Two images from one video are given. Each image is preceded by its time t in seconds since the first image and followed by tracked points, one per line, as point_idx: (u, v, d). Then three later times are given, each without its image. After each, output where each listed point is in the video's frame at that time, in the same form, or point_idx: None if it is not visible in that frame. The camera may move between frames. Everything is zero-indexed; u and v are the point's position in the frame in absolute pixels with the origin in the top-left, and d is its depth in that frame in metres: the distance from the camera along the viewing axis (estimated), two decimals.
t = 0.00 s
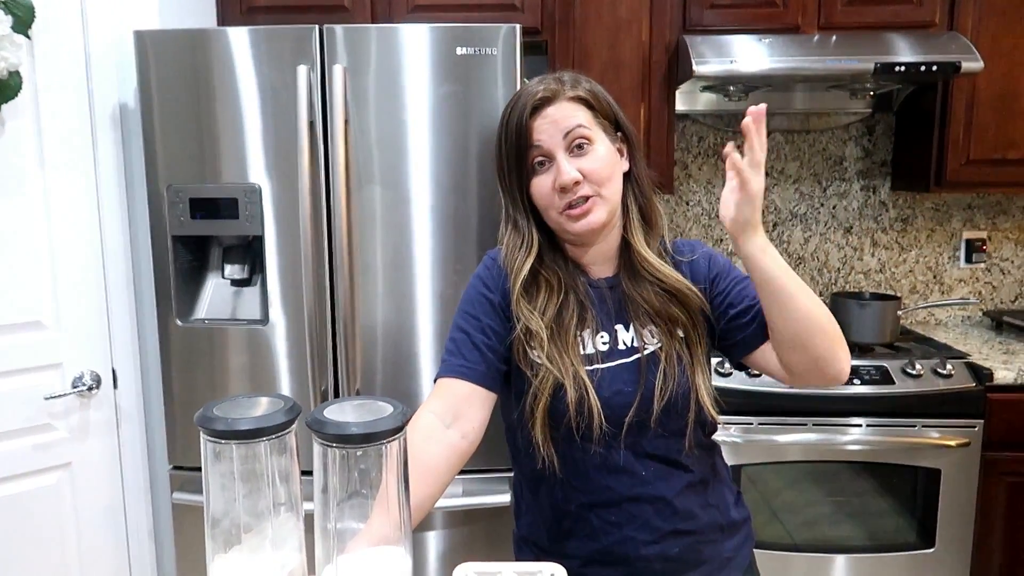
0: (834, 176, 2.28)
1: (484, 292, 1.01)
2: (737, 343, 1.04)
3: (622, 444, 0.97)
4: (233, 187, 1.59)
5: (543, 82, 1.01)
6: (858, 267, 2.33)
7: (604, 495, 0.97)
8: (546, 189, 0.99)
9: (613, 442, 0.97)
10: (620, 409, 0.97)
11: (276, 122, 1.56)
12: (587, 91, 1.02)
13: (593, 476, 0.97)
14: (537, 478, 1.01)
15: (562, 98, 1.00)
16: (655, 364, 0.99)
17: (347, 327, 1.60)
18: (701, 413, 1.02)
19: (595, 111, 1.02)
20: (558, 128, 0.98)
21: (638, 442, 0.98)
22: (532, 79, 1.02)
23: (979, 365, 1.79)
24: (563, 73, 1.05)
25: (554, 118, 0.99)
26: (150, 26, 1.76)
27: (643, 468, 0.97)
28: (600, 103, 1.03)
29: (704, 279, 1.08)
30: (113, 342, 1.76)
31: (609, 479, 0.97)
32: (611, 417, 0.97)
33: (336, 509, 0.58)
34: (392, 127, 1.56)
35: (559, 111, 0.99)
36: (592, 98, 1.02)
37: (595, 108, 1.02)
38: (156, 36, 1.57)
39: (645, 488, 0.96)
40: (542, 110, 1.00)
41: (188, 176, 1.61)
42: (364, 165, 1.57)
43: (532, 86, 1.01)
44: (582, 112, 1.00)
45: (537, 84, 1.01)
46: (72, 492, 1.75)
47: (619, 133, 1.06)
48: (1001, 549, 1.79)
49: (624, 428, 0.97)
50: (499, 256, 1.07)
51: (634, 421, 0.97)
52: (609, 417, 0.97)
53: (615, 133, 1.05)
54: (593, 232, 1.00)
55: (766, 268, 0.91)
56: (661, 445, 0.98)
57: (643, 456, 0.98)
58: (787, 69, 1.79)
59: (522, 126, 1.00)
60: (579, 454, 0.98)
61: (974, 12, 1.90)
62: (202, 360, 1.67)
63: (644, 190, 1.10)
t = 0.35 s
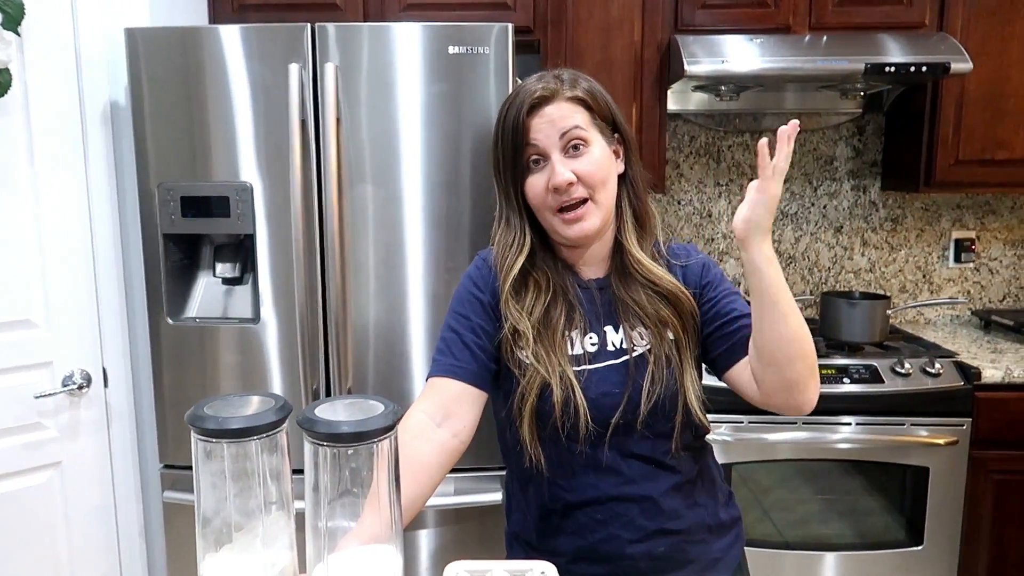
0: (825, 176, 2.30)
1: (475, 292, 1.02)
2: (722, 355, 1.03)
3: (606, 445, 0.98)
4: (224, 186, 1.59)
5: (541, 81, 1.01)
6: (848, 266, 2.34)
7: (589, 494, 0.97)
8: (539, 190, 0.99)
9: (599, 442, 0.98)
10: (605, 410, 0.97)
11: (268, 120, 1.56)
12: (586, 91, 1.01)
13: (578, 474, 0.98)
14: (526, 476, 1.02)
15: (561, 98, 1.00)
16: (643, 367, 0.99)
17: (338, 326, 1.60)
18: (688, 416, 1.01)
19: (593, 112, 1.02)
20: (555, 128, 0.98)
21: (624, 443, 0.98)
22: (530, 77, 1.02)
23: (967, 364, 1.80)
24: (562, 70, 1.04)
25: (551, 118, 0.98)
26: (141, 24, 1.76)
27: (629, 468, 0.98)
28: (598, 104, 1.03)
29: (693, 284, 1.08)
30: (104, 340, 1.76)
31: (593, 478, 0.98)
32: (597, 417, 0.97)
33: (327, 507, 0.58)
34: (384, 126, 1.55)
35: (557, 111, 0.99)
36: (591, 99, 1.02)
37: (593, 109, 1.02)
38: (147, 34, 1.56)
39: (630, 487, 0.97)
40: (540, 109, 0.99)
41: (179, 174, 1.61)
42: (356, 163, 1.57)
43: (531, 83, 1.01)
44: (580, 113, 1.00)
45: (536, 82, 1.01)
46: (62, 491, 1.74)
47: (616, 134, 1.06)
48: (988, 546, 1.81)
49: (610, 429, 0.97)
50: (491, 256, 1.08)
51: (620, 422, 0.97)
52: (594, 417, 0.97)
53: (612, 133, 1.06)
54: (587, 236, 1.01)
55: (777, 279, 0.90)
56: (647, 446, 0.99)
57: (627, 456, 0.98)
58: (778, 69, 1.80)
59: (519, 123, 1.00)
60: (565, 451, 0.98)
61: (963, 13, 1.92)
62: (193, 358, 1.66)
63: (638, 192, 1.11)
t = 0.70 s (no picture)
0: (820, 176, 2.30)
1: (475, 292, 1.02)
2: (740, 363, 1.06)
3: (613, 441, 0.98)
4: (220, 185, 1.59)
5: (543, 83, 1.00)
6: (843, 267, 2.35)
7: (592, 493, 0.98)
8: (542, 191, 0.99)
9: (604, 438, 0.98)
10: (611, 405, 0.98)
11: (264, 119, 1.56)
12: (589, 93, 1.01)
13: (586, 473, 0.98)
14: (530, 474, 1.01)
15: (564, 100, 0.99)
16: (648, 360, 1.00)
17: (335, 325, 1.60)
18: (692, 411, 1.02)
19: (595, 113, 1.02)
20: (558, 130, 0.98)
21: (630, 440, 0.99)
22: (531, 78, 1.01)
23: (962, 363, 1.81)
24: (564, 70, 1.04)
25: (554, 120, 0.98)
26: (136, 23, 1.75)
27: (634, 466, 0.99)
28: (601, 105, 1.03)
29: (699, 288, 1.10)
30: (99, 340, 1.75)
31: (599, 476, 0.98)
32: (603, 412, 0.98)
33: (325, 507, 0.58)
34: (380, 125, 1.55)
35: (560, 114, 0.98)
36: (594, 100, 1.02)
37: (596, 111, 1.02)
38: (143, 33, 1.56)
39: (635, 486, 0.98)
40: (543, 111, 0.99)
41: (175, 174, 1.60)
42: (352, 163, 1.57)
43: (533, 84, 1.01)
44: (583, 115, 1.00)
45: (539, 83, 1.00)
46: (57, 491, 1.74)
47: (618, 134, 1.06)
48: (983, 545, 1.82)
49: (615, 424, 0.98)
50: (491, 257, 1.07)
51: (625, 417, 0.98)
52: (601, 412, 0.98)
53: (614, 134, 1.06)
54: (587, 235, 1.01)
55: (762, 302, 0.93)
56: (652, 444, 1.00)
57: (633, 453, 0.99)
58: (774, 70, 1.80)
59: (522, 124, 1.00)
60: (573, 446, 0.98)
61: (958, 14, 1.92)
62: (189, 358, 1.66)
63: (638, 191, 1.11)
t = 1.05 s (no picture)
0: (820, 176, 2.30)
1: (478, 293, 1.02)
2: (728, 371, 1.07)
3: (615, 447, 0.98)
4: (220, 186, 1.59)
5: (551, 77, 1.01)
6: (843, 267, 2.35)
7: (595, 496, 0.97)
8: (544, 184, 0.99)
9: (606, 444, 0.98)
10: (614, 411, 0.97)
11: (264, 119, 1.56)
12: (597, 90, 1.01)
13: (587, 478, 0.98)
14: (532, 477, 1.02)
15: (569, 93, 1.00)
16: (652, 370, 1.00)
17: (335, 326, 1.59)
18: (695, 418, 1.02)
19: (603, 110, 1.02)
20: (561, 122, 0.99)
21: (632, 445, 0.98)
22: (540, 73, 1.02)
23: (962, 363, 1.81)
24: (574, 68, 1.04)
25: (559, 113, 0.99)
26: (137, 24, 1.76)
27: (637, 470, 0.98)
28: (609, 103, 1.03)
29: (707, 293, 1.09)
30: (100, 340, 1.75)
31: (601, 481, 0.98)
32: (605, 418, 0.97)
33: (326, 508, 0.58)
34: (380, 126, 1.55)
35: (564, 107, 0.99)
36: (601, 97, 1.02)
37: (603, 108, 1.02)
38: (143, 34, 1.56)
39: (638, 490, 0.98)
40: (548, 103, 1.00)
41: (175, 174, 1.60)
42: (353, 164, 1.57)
43: (541, 78, 1.02)
44: (589, 109, 1.00)
45: (547, 78, 1.01)
46: (58, 492, 1.74)
47: (625, 134, 1.07)
48: (985, 545, 1.81)
49: (618, 432, 0.98)
50: (497, 256, 1.07)
51: (628, 424, 0.98)
52: (601, 417, 0.97)
53: (622, 134, 1.06)
54: (589, 235, 1.01)
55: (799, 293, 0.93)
56: (655, 449, 0.99)
57: (635, 459, 0.99)
58: (775, 70, 1.80)
59: (527, 118, 1.01)
60: (573, 452, 0.98)
61: (959, 14, 1.92)
62: (190, 359, 1.66)
63: (647, 193, 1.12)
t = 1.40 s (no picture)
0: (814, 177, 2.31)
1: (473, 294, 1.02)
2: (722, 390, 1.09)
3: (613, 448, 0.98)
4: (216, 188, 1.59)
5: (550, 82, 1.01)
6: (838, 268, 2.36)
7: (591, 497, 0.98)
8: (543, 188, 0.99)
9: (603, 445, 0.98)
10: (612, 411, 0.98)
11: (260, 120, 1.56)
12: (596, 94, 1.02)
13: (584, 480, 0.98)
14: (528, 479, 1.02)
15: (570, 98, 1.00)
16: (649, 369, 1.00)
17: (332, 327, 1.60)
18: (691, 420, 1.03)
19: (602, 115, 1.03)
20: (562, 127, 0.99)
21: (630, 445, 0.99)
22: (539, 78, 1.02)
23: (956, 364, 1.83)
24: (572, 72, 1.05)
25: (559, 118, 0.99)
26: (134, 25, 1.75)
27: (634, 471, 0.99)
28: (608, 108, 1.03)
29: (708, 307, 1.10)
30: (96, 342, 1.75)
31: (598, 482, 0.98)
32: (602, 419, 0.98)
33: (323, 509, 0.58)
34: (377, 128, 1.56)
35: (566, 112, 0.99)
36: (600, 101, 1.02)
37: (602, 112, 1.02)
38: (139, 35, 1.56)
39: (634, 490, 0.98)
40: (549, 108, 1.00)
41: (171, 175, 1.60)
42: (349, 165, 1.57)
43: (541, 82, 1.01)
44: (589, 114, 1.00)
45: (546, 82, 1.01)
46: (54, 493, 1.73)
47: (623, 138, 1.07)
48: (979, 545, 1.82)
49: (617, 432, 0.98)
50: (491, 258, 1.08)
51: (626, 425, 0.98)
52: (599, 418, 0.98)
53: (620, 139, 1.06)
54: (586, 235, 1.01)
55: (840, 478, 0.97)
56: (652, 449, 1.00)
57: (632, 460, 0.99)
58: (770, 72, 1.81)
59: (527, 122, 1.00)
60: (569, 454, 0.98)
61: (952, 17, 1.94)
62: (187, 360, 1.66)
63: (643, 197, 1.13)
